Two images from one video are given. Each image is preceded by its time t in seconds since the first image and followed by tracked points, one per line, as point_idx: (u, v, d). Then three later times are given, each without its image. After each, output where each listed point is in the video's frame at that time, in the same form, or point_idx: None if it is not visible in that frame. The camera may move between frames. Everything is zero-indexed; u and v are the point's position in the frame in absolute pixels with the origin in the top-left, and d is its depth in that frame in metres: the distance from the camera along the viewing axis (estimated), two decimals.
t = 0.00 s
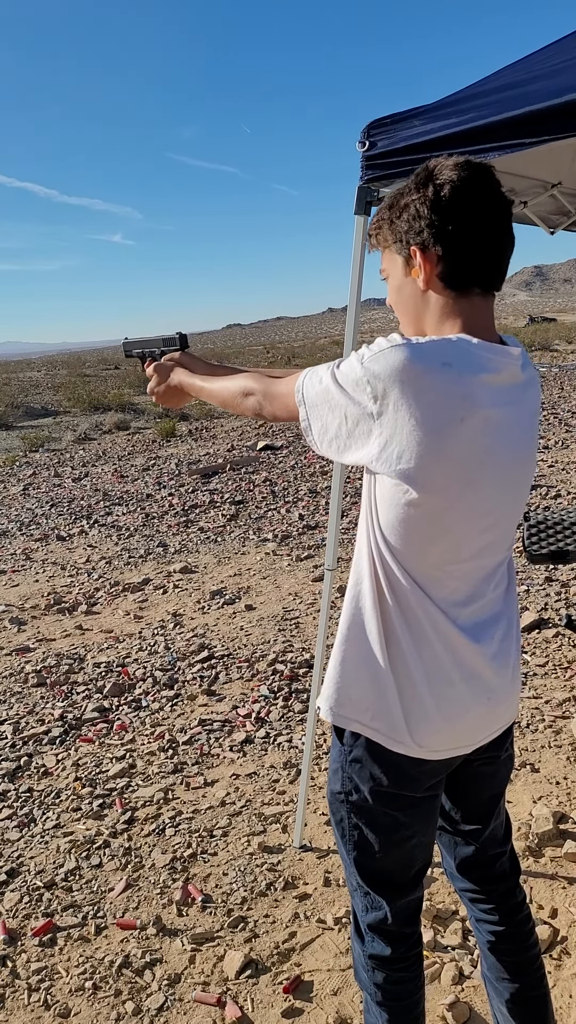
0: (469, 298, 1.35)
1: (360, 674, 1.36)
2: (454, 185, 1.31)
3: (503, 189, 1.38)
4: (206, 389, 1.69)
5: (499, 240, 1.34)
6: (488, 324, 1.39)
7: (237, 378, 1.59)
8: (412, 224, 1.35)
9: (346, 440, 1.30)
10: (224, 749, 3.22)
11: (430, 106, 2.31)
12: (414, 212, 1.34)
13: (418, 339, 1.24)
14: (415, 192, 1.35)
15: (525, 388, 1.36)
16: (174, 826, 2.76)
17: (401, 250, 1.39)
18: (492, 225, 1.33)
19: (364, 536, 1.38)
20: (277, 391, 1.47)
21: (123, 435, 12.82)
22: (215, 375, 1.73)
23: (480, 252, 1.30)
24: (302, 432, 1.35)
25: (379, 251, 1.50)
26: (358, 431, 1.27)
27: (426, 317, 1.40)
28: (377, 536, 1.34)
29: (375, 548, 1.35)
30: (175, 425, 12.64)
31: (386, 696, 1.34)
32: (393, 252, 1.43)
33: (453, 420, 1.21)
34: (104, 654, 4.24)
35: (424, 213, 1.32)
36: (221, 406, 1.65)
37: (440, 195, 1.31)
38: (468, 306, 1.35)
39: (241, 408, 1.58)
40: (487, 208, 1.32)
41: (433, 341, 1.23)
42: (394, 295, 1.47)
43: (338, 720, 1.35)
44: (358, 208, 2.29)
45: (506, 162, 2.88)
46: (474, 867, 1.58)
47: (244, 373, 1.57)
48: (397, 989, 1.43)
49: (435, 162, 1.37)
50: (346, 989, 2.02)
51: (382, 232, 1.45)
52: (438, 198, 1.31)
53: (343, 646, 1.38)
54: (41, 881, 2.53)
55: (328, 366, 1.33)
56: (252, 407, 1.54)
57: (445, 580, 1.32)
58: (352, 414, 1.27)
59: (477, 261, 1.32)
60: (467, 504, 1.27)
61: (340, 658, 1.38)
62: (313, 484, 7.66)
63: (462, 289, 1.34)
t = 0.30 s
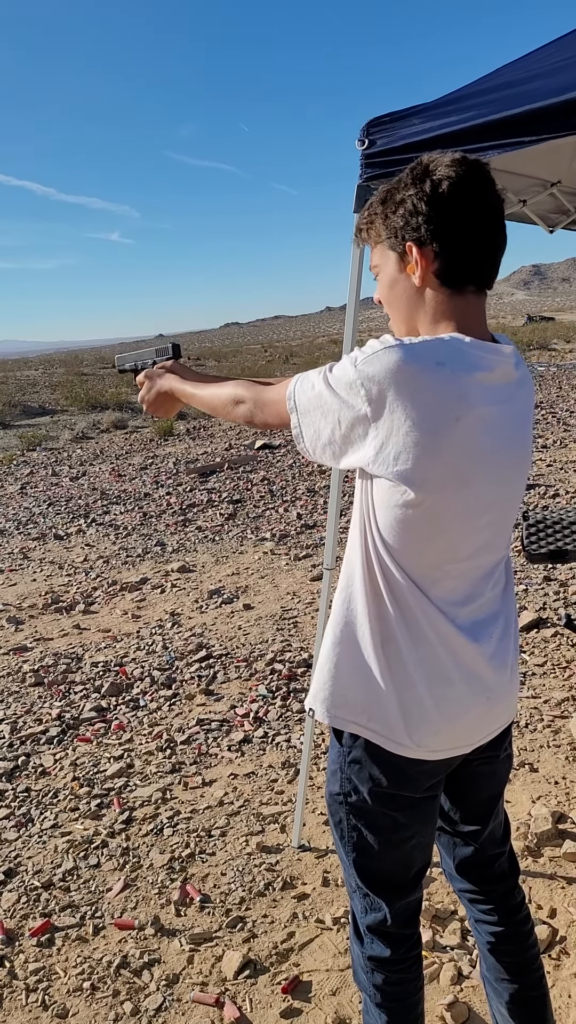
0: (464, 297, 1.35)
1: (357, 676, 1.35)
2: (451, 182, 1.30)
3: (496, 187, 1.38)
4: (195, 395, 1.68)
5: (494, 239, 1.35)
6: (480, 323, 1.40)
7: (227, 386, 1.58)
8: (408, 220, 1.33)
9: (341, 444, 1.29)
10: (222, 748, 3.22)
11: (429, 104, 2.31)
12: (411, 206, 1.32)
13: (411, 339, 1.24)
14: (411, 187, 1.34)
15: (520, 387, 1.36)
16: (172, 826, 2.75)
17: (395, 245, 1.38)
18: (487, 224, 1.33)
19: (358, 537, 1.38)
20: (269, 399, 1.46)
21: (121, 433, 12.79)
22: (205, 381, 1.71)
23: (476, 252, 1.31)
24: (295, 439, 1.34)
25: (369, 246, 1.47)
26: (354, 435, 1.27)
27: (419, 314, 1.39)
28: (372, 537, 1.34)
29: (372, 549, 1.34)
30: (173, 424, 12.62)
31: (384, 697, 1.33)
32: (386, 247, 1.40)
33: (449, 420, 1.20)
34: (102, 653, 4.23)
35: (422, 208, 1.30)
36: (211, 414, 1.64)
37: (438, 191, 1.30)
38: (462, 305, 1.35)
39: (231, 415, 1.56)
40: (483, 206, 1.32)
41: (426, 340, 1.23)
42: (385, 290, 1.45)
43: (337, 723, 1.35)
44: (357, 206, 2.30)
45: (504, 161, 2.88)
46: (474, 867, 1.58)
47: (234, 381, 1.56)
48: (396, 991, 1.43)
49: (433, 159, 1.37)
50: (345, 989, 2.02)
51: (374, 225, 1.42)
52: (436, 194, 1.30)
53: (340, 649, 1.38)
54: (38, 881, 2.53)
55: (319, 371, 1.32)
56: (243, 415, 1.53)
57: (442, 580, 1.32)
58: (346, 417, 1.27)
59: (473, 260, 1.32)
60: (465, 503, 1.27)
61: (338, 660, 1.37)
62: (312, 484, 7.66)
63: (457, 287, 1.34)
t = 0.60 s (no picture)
0: (458, 295, 1.34)
1: (355, 677, 1.36)
2: (441, 180, 1.30)
3: (492, 185, 1.36)
4: (192, 395, 1.68)
5: (485, 236, 1.33)
6: (478, 321, 1.39)
7: (225, 386, 1.57)
8: (399, 221, 1.34)
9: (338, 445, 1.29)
10: (221, 748, 3.22)
11: (429, 103, 2.31)
12: (402, 208, 1.33)
13: (409, 339, 1.24)
14: (403, 188, 1.34)
15: (518, 386, 1.36)
16: (171, 825, 2.75)
17: (389, 246, 1.38)
18: (479, 221, 1.32)
19: (356, 538, 1.37)
20: (266, 400, 1.46)
21: (121, 432, 12.78)
22: (202, 381, 1.71)
23: (466, 250, 1.29)
24: (291, 440, 1.34)
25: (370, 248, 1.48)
26: (351, 435, 1.27)
27: (415, 315, 1.40)
28: (371, 537, 1.34)
29: (370, 550, 1.34)
30: (172, 423, 12.60)
31: (383, 697, 1.33)
32: (382, 249, 1.41)
33: (447, 420, 1.20)
34: (101, 653, 4.23)
35: (411, 209, 1.31)
36: (209, 414, 1.64)
37: (427, 190, 1.30)
38: (457, 303, 1.35)
39: (229, 416, 1.56)
40: (473, 204, 1.30)
41: (424, 340, 1.23)
42: (383, 292, 1.45)
43: (336, 724, 1.35)
44: (358, 204, 2.29)
45: (504, 160, 2.88)
46: (473, 868, 1.58)
47: (232, 381, 1.56)
48: (396, 993, 1.43)
49: (432, 158, 1.36)
50: (345, 989, 2.02)
51: (372, 229, 1.43)
52: (424, 194, 1.30)
53: (338, 649, 1.38)
54: (38, 881, 2.52)
55: (316, 372, 1.32)
56: (241, 415, 1.53)
57: (441, 580, 1.32)
58: (343, 417, 1.27)
59: (464, 258, 1.31)
60: (465, 502, 1.26)
61: (337, 660, 1.37)
62: (311, 483, 7.65)
63: (449, 286, 1.33)
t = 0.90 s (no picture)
0: (457, 295, 1.34)
1: (354, 678, 1.36)
2: (442, 180, 1.30)
3: (496, 185, 1.36)
4: (193, 394, 1.67)
5: (486, 235, 1.32)
6: (478, 321, 1.38)
7: (224, 385, 1.57)
8: (400, 220, 1.34)
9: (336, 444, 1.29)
10: (220, 747, 3.22)
11: (429, 103, 2.31)
12: (402, 208, 1.34)
13: (407, 338, 1.24)
14: (405, 188, 1.35)
15: (517, 386, 1.36)
16: (170, 826, 2.75)
17: (390, 246, 1.39)
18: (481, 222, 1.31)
19: (355, 538, 1.37)
20: (264, 398, 1.46)
21: (120, 433, 12.78)
22: (202, 379, 1.71)
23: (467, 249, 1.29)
24: (289, 438, 1.34)
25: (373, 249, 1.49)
26: (349, 434, 1.27)
27: (414, 314, 1.40)
28: (370, 537, 1.34)
29: (369, 550, 1.34)
30: (171, 423, 12.59)
31: (382, 698, 1.33)
32: (384, 249, 1.42)
33: (445, 419, 1.20)
34: (100, 653, 4.22)
35: (411, 209, 1.31)
36: (208, 413, 1.63)
37: (428, 190, 1.30)
38: (456, 303, 1.34)
39: (228, 415, 1.56)
40: (476, 204, 1.30)
41: (422, 339, 1.23)
42: (385, 292, 1.46)
43: (335, 724, 1.35)
44: (358, 204, 2.28)
45: (503, 161, 2.88)
46: (472, 869, 1.58)
47: (231, 380, 1.56)
48: (395, 994, 1.43)
49: (432, 158, 1.36)
50: (344, 989, 2.02)
51: (375, 229, 1.44)
52: (424, 194, 1.30)
53: (337, 650, 1.38)
54: (36, 881, 2.52)
55: (314, 370, 1.32)
56: (239, 414, 1.52)
57: (440, 579, 1.32)
58: (342, 416, 1.26)
59: (464, 257, 1.31)
60: (463, 502, 1.26)
61: (336, 661, 1.37)
62: (310, 483, 7.65)
63: (448, 285, 1.33)
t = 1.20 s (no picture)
0: (458, 295, 1.34)
1: (352, 675, 1.35)
2: (441, 180, 1.30)
3: (493, 184, 1.36)
4: (192, 379, 1.66)
5: (486, 235, 1.32)
6: (478, 321, 1.38)
7: (224, 369, 1.56)
8: (399, 221, 1.34)
9: (334, 438, 1.29)
10: (219, 747, 3.22)
11: (427, 102, 2.30)
12: (402, 208, 1.33)
13: (408, 336, 1.23)
14: (403, 188, 1.34)
15: (516, 385, 1.36)
16: (168, 825, 2.75)
17: (389, 247, 1.38)
18: (478, 221, 1.31)
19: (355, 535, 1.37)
20: (265, 385, 1.45)
21: (118, 432, 12.76)
22: (202, 364, 1.69)
23: (466, 250, 1.29)
24: (287, 430, 1.34)
25: (371, 249, 1.48)
26: (347, 429, 1.27)
27: (416, 315, 1.39)
28: (370, 535, 1.33)
29: (368, 548, 1.34)
30: (170, 423, 12.58)
31: (379, 696, 1.33)
32: (382, 250, 1.41)
33: (444, 418, 1.20)
34: (98, 653, 4.22)
35: (411, 209, 1.30)
36: (207, 398, 1.62)
37: (427, 191, 1.30)
38: (457, 303, 1.34)
39: (227, 400, 1.54)
40: (473, 204, 1.29)
41: (422, 337, 1.22)
42: (383, 293, 1.46)
43: (333, 721, 1.35)
44: (356, 202, 2.30)
45: (502, 160, 2.87)
46: (471, 868, 1.58)
47: (232, 364, 1.54)
48: (394, 992, 1.43)
49: (432, 159, 1.36)
50: (342, 989, 2.02)
51: (372, 229, 1.43)
52: (424, 194, 1.30)
53: (336, 647, 1.37)
54: (35, 881, 2.52)
55: (315, 364, 1.32)
56: (239, 399, 1.51)
57: (439, 578, 1.32)
58: (341, 411, 1.26)
59: (464, 257, 1.30)
60: (462, 501, 1.26)
61: (334, 659, 1.37)
62: (309, 483, 7.65)
63: (449, 286, 1.33)
